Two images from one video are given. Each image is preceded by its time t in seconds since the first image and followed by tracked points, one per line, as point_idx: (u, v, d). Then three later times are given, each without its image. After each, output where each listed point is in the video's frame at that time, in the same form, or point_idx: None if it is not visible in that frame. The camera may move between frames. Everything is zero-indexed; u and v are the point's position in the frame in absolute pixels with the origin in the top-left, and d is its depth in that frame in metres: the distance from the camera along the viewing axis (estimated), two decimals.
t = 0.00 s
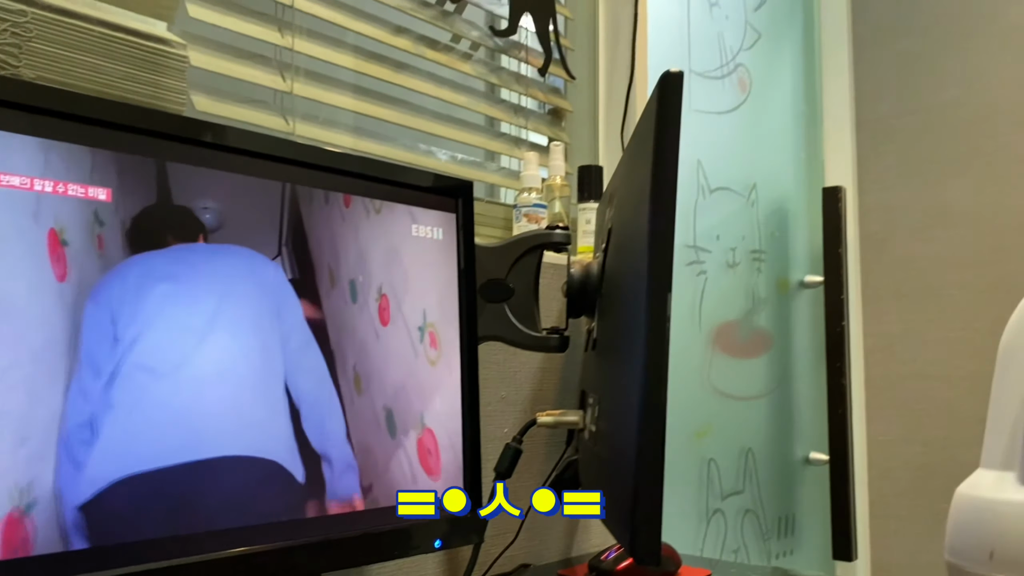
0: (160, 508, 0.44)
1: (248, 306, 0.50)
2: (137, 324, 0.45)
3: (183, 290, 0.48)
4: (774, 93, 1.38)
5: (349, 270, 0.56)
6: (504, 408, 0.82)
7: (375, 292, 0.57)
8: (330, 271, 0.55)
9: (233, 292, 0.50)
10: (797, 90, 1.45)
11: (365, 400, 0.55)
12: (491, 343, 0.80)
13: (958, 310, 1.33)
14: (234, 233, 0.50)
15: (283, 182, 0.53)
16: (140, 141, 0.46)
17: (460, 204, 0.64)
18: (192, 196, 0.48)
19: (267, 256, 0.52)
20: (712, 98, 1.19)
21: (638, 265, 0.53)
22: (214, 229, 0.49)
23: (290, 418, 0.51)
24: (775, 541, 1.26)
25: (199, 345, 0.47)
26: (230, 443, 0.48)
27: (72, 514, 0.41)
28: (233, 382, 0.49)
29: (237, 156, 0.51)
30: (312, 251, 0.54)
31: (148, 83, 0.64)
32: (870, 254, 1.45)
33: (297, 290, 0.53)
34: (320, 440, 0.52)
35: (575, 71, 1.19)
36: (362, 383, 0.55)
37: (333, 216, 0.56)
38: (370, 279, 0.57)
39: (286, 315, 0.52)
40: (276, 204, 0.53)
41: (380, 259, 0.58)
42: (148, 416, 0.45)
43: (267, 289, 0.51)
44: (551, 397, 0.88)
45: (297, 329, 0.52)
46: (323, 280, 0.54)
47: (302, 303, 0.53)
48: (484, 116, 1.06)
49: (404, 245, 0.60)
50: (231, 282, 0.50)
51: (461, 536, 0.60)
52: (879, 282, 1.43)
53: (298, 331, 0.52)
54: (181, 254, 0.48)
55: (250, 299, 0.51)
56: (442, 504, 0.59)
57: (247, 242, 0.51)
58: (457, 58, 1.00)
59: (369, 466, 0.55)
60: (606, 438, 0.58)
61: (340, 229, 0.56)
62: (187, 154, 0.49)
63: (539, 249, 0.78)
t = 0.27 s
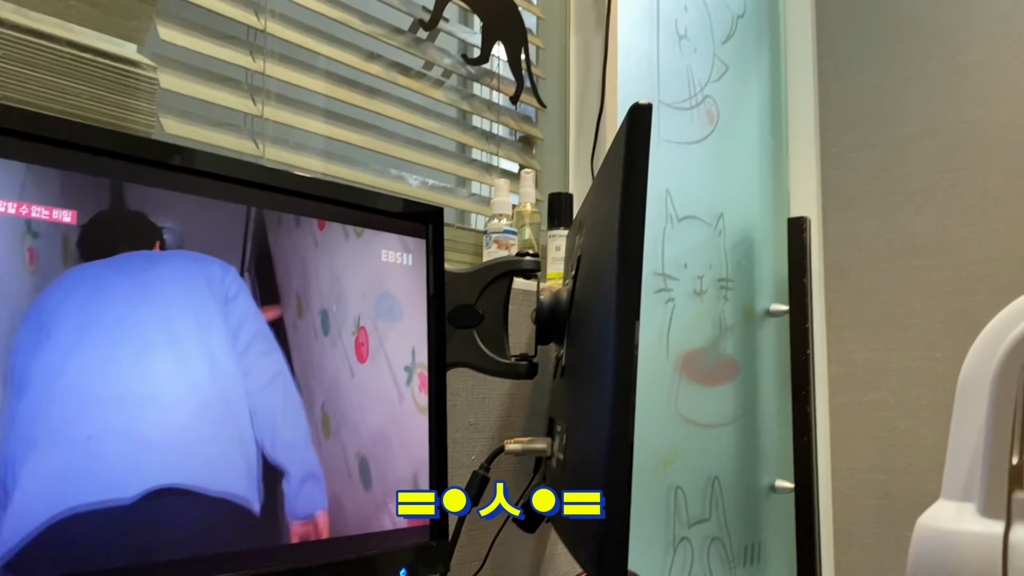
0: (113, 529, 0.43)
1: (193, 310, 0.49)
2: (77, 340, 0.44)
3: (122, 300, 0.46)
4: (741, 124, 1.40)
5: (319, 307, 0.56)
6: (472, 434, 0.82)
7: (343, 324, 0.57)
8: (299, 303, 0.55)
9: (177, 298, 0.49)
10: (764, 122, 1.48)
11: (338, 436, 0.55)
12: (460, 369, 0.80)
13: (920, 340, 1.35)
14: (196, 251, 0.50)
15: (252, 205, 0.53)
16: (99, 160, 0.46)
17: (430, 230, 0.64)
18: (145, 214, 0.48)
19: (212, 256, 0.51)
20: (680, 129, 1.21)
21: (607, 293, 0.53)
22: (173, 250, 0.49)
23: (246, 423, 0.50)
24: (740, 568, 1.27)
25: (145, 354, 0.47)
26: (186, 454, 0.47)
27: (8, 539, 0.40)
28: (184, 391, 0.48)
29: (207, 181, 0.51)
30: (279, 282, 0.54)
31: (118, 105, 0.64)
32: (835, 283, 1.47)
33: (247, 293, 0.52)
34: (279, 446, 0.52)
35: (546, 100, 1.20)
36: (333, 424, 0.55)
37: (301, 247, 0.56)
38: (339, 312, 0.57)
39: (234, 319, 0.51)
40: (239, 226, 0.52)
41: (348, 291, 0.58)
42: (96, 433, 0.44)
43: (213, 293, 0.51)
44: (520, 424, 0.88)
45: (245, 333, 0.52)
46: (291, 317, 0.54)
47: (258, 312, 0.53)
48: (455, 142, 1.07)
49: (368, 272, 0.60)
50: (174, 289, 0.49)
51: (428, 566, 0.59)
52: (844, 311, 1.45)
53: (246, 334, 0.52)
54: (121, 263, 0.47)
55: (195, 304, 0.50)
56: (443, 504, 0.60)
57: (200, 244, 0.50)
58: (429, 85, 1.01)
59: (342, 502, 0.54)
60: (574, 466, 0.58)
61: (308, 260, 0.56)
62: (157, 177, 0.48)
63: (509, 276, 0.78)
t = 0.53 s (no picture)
0: None
1: (156, 361, 0.48)
2: (35, 381, 0.42)
3: (82, 347, 0.44)
4: (714, 149, 1.42)
5: (296, 324, 0.56)
6: (445, 457, 0.82)
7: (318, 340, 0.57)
8: (276, 317, 0.55)
9: (139, 348, 0.47)
10: (736, 147, 1.50)
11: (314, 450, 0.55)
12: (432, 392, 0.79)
13: (890, 363, 1.37)
14: (169, 271, 0.49)
15: (228, 227, 0.53)
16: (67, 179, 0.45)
17: (405, 252, 0.64)
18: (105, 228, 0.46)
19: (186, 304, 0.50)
20: (655, 153, 1.22)
21: (581, 318, 0.54)
22: (136, 260, 0.47)
23: (205, 482, 0.48)
24: None
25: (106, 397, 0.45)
26: (144, 500, 0.45)
27: None
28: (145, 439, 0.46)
29: (183, 202, 0.50)
30: (255, 297, 0.54)
31: (90, 124, 0.63)
32: (806, 307, 1.48)
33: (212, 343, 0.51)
34: (237, 508, 0.50)
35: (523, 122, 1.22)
36: (311, 456, 0.55)
37: (275, 260, 0.55)
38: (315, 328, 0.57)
39: (197, 374, 0.50)
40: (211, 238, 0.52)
41: (324, 307, 0.58)
42: (59, 457, 0.42)
43: (177, 348, 0.49)
44: (493, 447, 0.87)
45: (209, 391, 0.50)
46: (268, 335, 0.54)
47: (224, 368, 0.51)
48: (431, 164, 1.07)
49: (343, 286, 0.59)
50: (136, 338, 0.47)
51: None
52: (815, 335, 1.46)
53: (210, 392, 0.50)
54: (82, 306, 0.45)
55: (157, 354, 0.48)
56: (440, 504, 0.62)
57: (185, 294, 0.50)
58: (406, 107, 1.01)
59: (315, 521, 0.54)
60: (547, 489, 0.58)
61: (283, 274, 0.56)
62: (128, 197, 0.48)
63: (482, 299, 0.79)
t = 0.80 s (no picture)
0: None
1: (133, 389, 0.46)
2: (9, 403, 0.40)
3: (58, 370, 0.42)
4: (692, 169, 1.43)
5: (271, 344, 0.54)
6: (422, 476, 0.81)
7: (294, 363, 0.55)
8: (250, 337, 0.52)
9: (117, 376, 0.45)
10: (714, 167, 1.51)
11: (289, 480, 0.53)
12: (409, 410, 0.79)
13: (865, 382, 1.38)
14: (145, 293, 0.47)
15: (205, 245, 0.51)
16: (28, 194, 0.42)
17: (382, 268, 0.62)
18: (68, 237, 0.43)
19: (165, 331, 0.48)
20: (633, 172, 1.23)
21: (558, 341, 0.54)
22: (104, 271, 0.44)
23: (176, 518, 0.46)
24: None
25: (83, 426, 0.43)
26: (116, 534, 0.43)
27: None
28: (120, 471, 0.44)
29: (162, 218, 0.48)
30: (228, 316, 0.51)
31: (65, 139, 0.63)
32: (782, 326, 1.49)
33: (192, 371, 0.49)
34: (206, 545, 0.47)
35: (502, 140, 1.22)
36: (288, 499, 0.53)
37: (246, 276, 0.53)
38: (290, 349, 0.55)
39: (176, 405, 0.48)
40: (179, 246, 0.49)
41: (297, 326, 0.56)
42: (31, 479, 0.40)
43: (157, 378, 0.47)
44: (470, 466, 0.87)
45: (187, 425, 0.48)
46: (242, 359, 0.52)
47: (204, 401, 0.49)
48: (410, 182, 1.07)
49: (315, 303, 0.57)
50: (115, 368, 0.45)
51: None
52: (791, 353, 1.47)
53: (187, 427, 0.48)
54: (66, 332, 0.43)
55: (135, 382, 0.46)
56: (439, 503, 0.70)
57: (155, 314, 0.47)
58: (385, 124, 1.01)
59: (292, 554, 0.52)
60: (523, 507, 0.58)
61: (255, 291, 0.53)
62: (106, 214, 0.45)
63: (461, 316, 0.78)
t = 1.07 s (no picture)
0: None
1: (123, 418, 0.45)
2: None
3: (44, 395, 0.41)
4: (673, 184, 1.44)
5: (257, 373, 0.53)
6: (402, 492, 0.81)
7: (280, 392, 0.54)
8: (236, 367, 0.52)
9: (106, 404, 0.44)
10: (695, 183, 1.53)
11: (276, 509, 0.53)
12: (389, 426, 0.79)
13: (845, 398, 1.39)
14: (124, 321, 0.45)
15: (190, 263, 0.50)
16: (3, 209, 0.40)
17: (364, 284, 0.62)
18: (44, 259, 0.41)
19: (144, 361, 0.46)
20: (615, 188, 1.24)
21: (540, 355, 0.54)
22: (80, 298, 0.43)
23: (153, 553, 0.45)
24: None
25: (62, 454, 0.41)
26: (90, 568, 0.41)
27: None
28: (99, 503, 0.42)
29: (150, 236, 0.47)
30: (213, 347, 0.50)
31: (46, 154, 0.62)
32: (762, 341, 1.50)
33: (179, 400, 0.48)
34: None
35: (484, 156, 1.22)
36: (276, 543, 0.53)
37: (228, 304, 0.52)
38: (276, 378, 0.54)
39: (163, 436, 0.47)
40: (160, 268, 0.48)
41: (283, 353, 0.55)
42: (4, 502, 0.38)
43: (148, 408, 0.46)
44: (451, 482, 0.87)
45: (173, 458, 0.47)
46: (226, 392, 0.50)
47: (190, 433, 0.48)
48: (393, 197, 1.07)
49: (298, 329, 0.57)
50: (101, 397, 0.44)
51: None
52: (772, 368, 1.48)
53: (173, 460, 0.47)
54: (54, 357, 0.41)
55: (125, 411, 0.45)
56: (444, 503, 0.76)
57: (132, 342, 0.45)
58: (367, 139, 1.01)
59: None
60: (504, 525, 0.58)
61: (238, 319, 0.52)
62: (92, 234, 0.44)
63: (443, 331, 0.78)
